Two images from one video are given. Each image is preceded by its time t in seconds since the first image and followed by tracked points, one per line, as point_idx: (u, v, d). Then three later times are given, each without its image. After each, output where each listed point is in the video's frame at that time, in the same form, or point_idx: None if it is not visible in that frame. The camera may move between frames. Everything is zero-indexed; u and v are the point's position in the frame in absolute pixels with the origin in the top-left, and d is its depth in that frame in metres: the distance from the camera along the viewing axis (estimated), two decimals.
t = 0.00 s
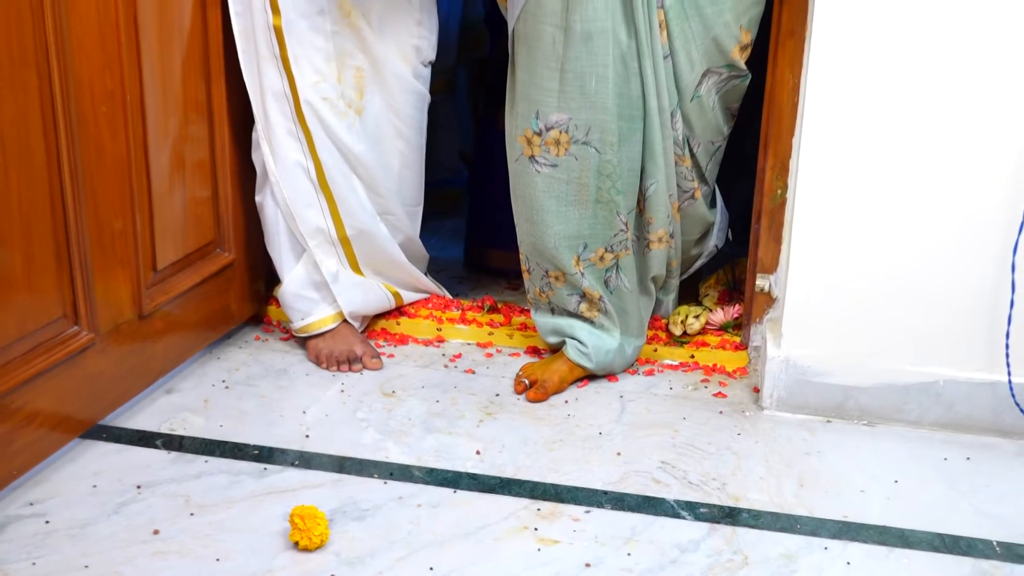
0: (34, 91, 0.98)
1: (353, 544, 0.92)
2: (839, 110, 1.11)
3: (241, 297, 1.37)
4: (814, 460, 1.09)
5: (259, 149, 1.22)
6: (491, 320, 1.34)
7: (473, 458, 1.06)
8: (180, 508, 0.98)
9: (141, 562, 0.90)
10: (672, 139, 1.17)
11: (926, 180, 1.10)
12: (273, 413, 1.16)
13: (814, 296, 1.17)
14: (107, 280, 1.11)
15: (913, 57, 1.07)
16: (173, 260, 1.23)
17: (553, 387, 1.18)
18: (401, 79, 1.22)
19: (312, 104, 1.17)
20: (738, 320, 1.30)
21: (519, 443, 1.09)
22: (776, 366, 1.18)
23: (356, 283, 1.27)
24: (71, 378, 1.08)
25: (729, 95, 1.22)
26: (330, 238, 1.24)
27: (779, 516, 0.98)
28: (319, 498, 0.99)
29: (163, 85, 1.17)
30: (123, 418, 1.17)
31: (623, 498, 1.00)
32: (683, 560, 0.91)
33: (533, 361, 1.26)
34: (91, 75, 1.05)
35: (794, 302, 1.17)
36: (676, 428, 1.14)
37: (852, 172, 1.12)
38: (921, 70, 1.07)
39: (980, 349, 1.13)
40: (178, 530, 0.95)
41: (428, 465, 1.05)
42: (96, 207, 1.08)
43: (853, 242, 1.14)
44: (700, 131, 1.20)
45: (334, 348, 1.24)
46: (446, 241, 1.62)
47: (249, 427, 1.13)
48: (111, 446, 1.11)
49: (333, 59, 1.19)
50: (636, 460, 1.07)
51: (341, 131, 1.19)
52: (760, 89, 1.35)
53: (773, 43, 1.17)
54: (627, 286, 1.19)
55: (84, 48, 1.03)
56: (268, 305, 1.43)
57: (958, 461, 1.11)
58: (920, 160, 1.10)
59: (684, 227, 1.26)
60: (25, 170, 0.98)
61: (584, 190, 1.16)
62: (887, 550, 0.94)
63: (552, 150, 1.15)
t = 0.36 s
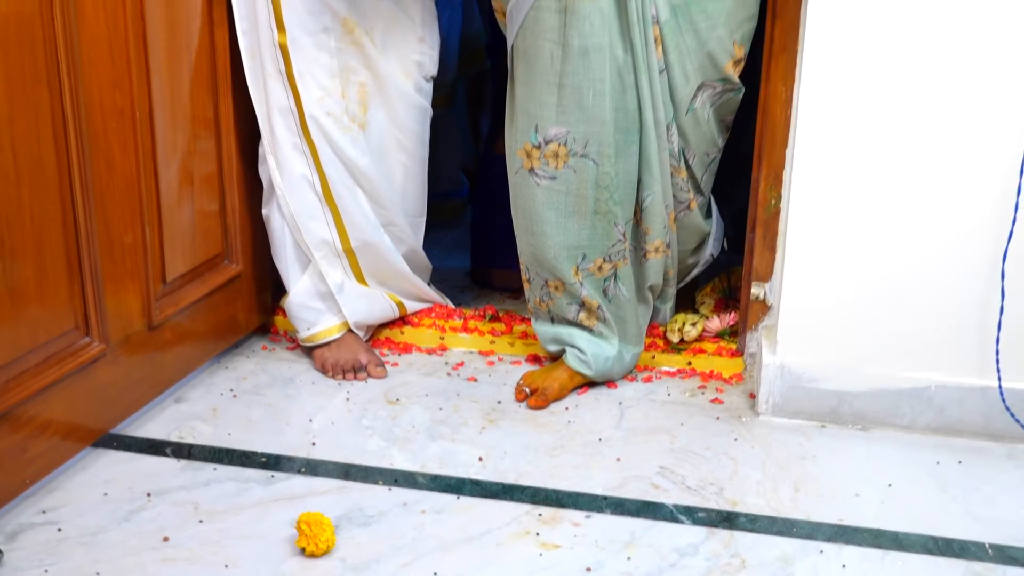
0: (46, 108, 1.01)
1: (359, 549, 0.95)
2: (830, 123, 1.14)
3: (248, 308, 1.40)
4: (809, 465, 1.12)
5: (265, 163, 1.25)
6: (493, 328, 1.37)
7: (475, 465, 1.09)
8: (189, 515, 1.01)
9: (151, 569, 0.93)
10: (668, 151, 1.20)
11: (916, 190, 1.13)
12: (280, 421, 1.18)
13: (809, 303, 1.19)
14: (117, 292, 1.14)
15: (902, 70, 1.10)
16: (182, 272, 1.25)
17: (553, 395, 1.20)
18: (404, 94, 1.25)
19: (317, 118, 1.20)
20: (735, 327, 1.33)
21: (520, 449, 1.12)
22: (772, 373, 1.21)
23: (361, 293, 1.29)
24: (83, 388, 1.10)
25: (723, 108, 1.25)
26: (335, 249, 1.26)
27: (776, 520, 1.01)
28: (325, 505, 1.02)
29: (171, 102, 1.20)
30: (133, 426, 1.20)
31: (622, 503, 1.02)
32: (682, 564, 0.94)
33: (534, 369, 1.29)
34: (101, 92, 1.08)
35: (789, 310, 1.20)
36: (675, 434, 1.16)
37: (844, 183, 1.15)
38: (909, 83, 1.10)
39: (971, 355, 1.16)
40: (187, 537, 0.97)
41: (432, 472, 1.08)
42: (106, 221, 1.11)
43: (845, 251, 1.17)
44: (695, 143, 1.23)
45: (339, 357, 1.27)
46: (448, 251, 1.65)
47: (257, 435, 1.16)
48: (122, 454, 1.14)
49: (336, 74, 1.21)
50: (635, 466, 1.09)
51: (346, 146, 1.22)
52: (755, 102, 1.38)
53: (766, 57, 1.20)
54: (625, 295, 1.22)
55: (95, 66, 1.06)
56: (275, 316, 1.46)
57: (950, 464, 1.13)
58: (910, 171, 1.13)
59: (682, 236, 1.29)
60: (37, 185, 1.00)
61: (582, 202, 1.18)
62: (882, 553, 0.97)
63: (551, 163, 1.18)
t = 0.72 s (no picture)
0: (51, 131, 1.02)
1: (360, 570, 0.95)
2: (826, 143, 1.15)
3: (250, 327, 1.41)
4: (808, 483, 1.12)
5: (268, 184, 1.26)
6: (494, 346, 1.38)
7: (477, 484, 1.10)
8: (192, 536, 1.02)
9: None
10: (666, 171, 1.21)
11: (912, 209, 1.14)
12: (282, 440, 1.19)
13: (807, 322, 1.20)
14: (120, 312, 1.15)
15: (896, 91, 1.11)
16: (185, 292, 1.26)
17: (553, 413, 1.21)
18: (404, 114, 1.27)
19: (318, 139, 1.20)
20: (733, 344, 1.34)
21: (520, 468, 1.13)
22: (770, 391, 1.22)
23: (362, 312, 1.30)
24: (86, 409, 1.11)
25: (720, 128, 1.27)
26: (336, 268, 1.27)
27: (776, 539, 1.01)
28: (327, 524, 1.03)
29: (175, 123, 1.21)
30: (137, 446, 1.21)
31: (622, 523, 1.03)
32: None
33: (534, 387, 1.29)
34: (105, 116, 1.09)
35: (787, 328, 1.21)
36: (674, 452, 1.17)
37: (840, 202, 1.16)
38: (904, 104, 1.12)
39: (967, 373, 1.17)
40: (190, 557, 0.98)
41: (433, 491, 1.08)
42: (110, 241, 1.12)
43: (842, 269, 1.18)
44: (693, 163, 1.24)
45: (341, 376, 1.28)
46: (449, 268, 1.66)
47: (259, 454, 1.17)
48: (125, 474, 1.14)
49: (338, 96, 1.22)
50: (635, 484, 1.10)
51: (348, 167, 1.23)
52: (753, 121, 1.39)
53: (763, 77, 1.21)
54: (624, 313, 1.23)
55: (99, 90, 1.08)
56: (277, 334, 1.47)
57: (948, 482, 1.14)
58: (905, 190, 1.14)
59: (680, 255, 1.29)
60: (41, 208, 1.02)
61: (581, 222, 1.19)
62: (882, 571, 0.97)
63: (549, 183, 1.19)
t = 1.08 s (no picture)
0: (52, 160, 1.02)
1: None
2: (826, 171, 1.15)
3: (251, 354, 1.41)
4: (811, 513, 1.12)
5: (269, 210, 1.25)
6: (495, 374, 1.38)
7: (477, 514, 1.09)
8: (190, 566, 1.01)
9: None
10: (665, 199, 1.21)
11: (913, 237, 1.14)
12: (281, 469, 1.19)
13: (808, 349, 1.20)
14: (120, 340, 1.15)
15: (896, 121, 1.11)
16: (185, 319, 1.26)
17: (554, 442, 1.21)
18: (406, 142, 1.27)
19: (320, 167, 1.20)
20: (734, 373, 1.35)
21: (521, 498, 1.12)
22: (772, 420, 1.21)
23: (363, 339, 1.30)
24: (85, 438, 1.11)
25: (719, 156, 1.27)
26: (337, 295, 1.26)
27: (779, 572, 1.00)
28: (325, 555, 1.02)
29: (176, 152, 1.22)
30: (136, 475, 1.20)
31: (624, 554, 1.02)
32: None
33: (535, 415, 1.29)
34: (106, 145, 1.09)
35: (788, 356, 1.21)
36: (676, 482, 1.16)
37: (841, 231, 1.16)
38: (903, 132, 1.12)
39: (970, 402, 1.16)
40: None
41: (433, 522, 1.07)
42: (110, 270, 1.12)
43: (844, 297, 1.18)
44: (693, 190, 1.24)
45: (341, 404, 1.27)
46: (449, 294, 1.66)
47: (259, 483, 1.16)
48: (123, 503, 1.14)
49: (340, 123, 1.21)
50: (637, 515, 1.09)
51: (349, 194, 1.23)
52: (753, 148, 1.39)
53: (762, 105, 1.21)
54: (624, 341, 1.22)
55: (100, 119, 1.08)
56: (276, 361, 1.47)
57: (952, 513, 1.13)
58: (905, 217, 1.14)
59: (680, 282, 1.29)
60: (42, 236, 1.02)
61: (580, 250, 1.19)
62: None
63: (549, 211, 1.19)
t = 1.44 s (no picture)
0: (55, 199, 1.02)
1: None
2: (832, 210, 1.15)
3: (253, 391, 1.41)
4: (817, 555, 1.10)
5: (272, 247, 1.25)
6: (497, 411, 1.38)
7: (478, 557, 1.07)
8: None
9: None
10: (669, 237, 1.21)
11: (919, 276, 1.14)
12: (282, 509, 1.18)
13: (812, 389, 1.19)
14: (122, 377, 1.14)
15: (901, 160, 1.11)
16: (187, 356, 1.26)
17: (557, 481, 1.20)
18: (409, 180, 1.26)
19: (323, 204, 1.20)
20: (738, 411, 1.34)
21: (522, 538, 1.11)
22: (776, 461, 1.21)
23: (365, 376, 1.29)
24: (86, 477, 1.10)
25: (723, 193, 1.27)
26: (340, 332, 1.26)
27: None
28: None
29: (180, 190, 1.22)
30: (135, 514, 1.19)
31: None
32: None
33: (537, 454, 1.28)
34: (110, 182, 1.10)
35: (793, 395, 1.20)
36: (680, 522, 1.15)
37: (846, 269, 1.16)
38: (907, 171, 1.11)
39: (976, 444, 1.15)
40: None
41: (434, 563, 1.05)
42: (112, 307, 1.11)
43: (849, 336, 1.17)
44: (697, 228, 1.24)
45: (343, 441, 1.26)
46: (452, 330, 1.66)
47: (259, 523, 1.15)
48: (122, 543, 1.13)
49: (344, 161, 1.21)
50: (641, 556, 1.08)
51: (352, 232, 1.22)
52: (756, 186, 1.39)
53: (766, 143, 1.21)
54: (628, 379, 1.22)
55: (104, 158, 1.08)
56: (278, 398, 1.47)
57: (959, 556, 1.12)
58: (910, 256, 1.13)
59: (684, 319, 1.29)
60: (44, 274, 1.02)
61: (584, 288, 1.18)
62: None
63: (552, 249, 1.18)
